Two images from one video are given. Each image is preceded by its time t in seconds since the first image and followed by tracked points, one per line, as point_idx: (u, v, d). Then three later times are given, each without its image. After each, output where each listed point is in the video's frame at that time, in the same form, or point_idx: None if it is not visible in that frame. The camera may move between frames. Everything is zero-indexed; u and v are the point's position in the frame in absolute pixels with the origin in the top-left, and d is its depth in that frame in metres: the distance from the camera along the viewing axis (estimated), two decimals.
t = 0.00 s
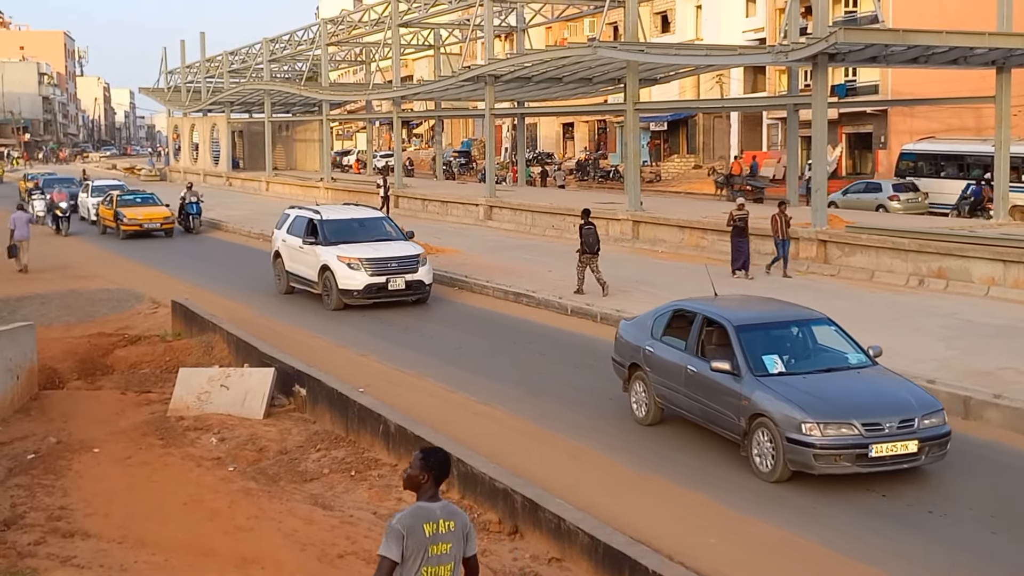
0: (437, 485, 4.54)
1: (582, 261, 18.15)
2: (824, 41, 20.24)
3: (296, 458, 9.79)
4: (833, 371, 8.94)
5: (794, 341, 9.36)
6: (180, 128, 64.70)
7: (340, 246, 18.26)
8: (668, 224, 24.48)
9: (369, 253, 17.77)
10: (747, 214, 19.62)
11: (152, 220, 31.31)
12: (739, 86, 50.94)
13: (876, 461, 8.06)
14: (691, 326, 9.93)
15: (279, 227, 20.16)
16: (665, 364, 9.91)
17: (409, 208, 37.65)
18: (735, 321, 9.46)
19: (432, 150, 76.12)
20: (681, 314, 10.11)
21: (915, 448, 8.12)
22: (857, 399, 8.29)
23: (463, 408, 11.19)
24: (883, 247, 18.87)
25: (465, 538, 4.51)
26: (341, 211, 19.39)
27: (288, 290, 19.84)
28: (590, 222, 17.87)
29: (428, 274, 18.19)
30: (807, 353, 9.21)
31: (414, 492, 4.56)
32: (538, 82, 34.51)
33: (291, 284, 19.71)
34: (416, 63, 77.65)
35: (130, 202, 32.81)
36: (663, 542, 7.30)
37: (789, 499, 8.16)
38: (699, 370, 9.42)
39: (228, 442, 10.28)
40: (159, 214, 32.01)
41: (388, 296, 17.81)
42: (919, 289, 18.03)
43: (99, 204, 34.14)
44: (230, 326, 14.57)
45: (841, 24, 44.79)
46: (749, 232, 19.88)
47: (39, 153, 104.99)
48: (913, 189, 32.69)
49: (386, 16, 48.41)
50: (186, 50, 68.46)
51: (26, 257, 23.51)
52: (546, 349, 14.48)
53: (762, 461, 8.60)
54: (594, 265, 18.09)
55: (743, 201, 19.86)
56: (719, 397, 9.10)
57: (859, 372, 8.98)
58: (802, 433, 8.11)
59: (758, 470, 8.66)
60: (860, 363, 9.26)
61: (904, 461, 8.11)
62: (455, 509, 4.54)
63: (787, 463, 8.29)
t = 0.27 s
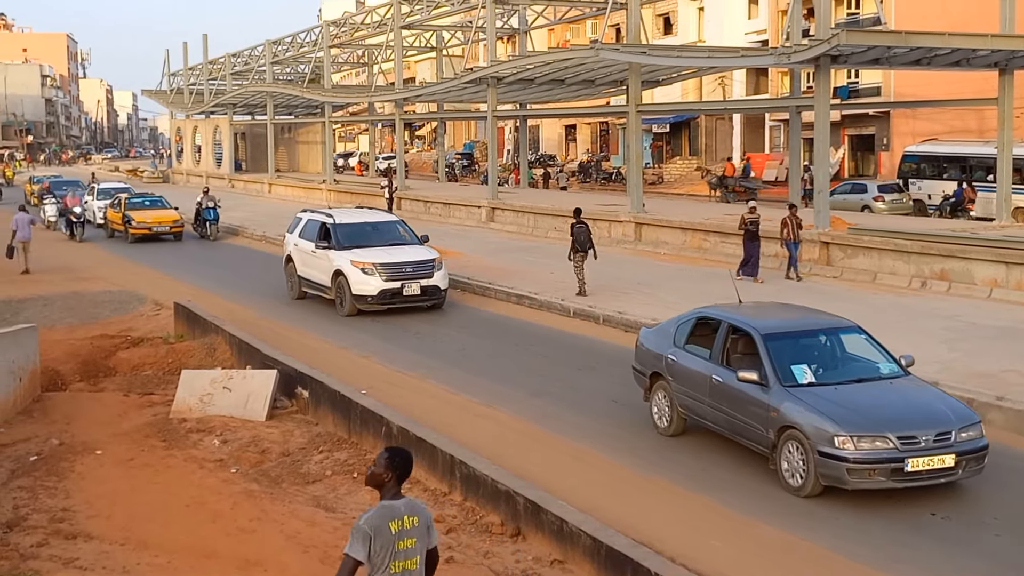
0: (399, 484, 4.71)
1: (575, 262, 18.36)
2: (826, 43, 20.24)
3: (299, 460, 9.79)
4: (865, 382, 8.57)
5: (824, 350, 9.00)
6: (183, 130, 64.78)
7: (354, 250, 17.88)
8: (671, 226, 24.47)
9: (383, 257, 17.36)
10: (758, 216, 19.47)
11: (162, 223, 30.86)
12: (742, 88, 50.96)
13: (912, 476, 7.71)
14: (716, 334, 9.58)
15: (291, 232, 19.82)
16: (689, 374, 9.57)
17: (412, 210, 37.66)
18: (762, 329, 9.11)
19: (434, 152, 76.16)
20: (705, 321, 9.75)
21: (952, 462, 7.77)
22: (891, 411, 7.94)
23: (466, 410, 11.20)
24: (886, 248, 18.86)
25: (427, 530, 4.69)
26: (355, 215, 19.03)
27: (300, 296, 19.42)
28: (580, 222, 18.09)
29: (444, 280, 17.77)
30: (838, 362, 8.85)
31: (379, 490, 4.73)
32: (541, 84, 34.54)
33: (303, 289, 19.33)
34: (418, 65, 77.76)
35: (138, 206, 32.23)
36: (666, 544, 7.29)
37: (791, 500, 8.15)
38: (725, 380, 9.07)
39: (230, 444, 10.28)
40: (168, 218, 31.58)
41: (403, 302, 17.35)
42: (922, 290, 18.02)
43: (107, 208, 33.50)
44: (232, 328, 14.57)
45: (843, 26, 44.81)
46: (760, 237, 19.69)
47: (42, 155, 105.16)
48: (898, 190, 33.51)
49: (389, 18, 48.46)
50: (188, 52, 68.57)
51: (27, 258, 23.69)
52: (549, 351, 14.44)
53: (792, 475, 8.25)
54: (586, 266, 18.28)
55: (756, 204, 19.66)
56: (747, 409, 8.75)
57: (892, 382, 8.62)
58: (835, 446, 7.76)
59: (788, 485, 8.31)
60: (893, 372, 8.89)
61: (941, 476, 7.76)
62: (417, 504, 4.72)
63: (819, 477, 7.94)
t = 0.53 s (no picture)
0: (371, 461, 5.01)
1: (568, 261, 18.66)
2: (828, 44, 20.24)
3: (301, 461, 9.78)
4: (898, 392, 8.23)
5: (854, 359, 8.64)
6: (185, 132, 64.83)
7: (368, 254, 17.39)
8: (672, 228, 24.45)
9: (397, 262, 16.85)
10: (769, 219, 19.44)
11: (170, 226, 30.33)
12: (744, 90, 50.98)
13: (950, 491, 7.38)
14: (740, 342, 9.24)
15: (303, 235, 19.38)
16: (713, 383, 9.22)
17: (414, 212, 37.66)
18: (790, 338, 8.76)
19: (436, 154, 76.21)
20: (728, 328, 9.42)
21: (991, 476, 7.44)
22: (926, 423, 7.61)
23: (467, 411, 11.21)
24: (888, 250, 18.84)
25: (398, 505, 5.02)
26: (368, 218, 18.54)
27: (313, 301, 18.98)
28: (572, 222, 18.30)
29: (460, 285, 17.25)
30: (870, 372, 8.49)
31: (352, 467, 5.00)
32: (543, 86, 34.54)
33: (315, 294, 18.87)
34: (421, 67, 77.85)
35: (146, 208, 31.66)
36: (668, 546, 7.29)
37: (791, 502, 8.15)
38: (751, 390, 8.72)
39: (232, 445, 10.29)
40: (177, 221, 31.05)
41: (418, 307, 16.86)
42: (924, 292, 18.02)
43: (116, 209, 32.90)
44: (234, 330, 14.57)
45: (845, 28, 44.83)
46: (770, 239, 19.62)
47: (45, 156, 105.29)
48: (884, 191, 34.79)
49: (391, 19, 48.50)
50: (191, 54, 68.66)
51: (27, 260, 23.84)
52: (553, 353, 14.43)
53: (824, 489, 7.91)
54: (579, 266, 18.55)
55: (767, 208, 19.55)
56: (775, 421, 8.41)
57: (926, 393, 8.28)
58: (870, 460, 7.43)
59: (818, 499, 7.98)
60: (926, 383, 8.53)
61: (980, 491, 7.43)
62: (388, 480, 5.04)
63: (852, 492, 7.61)
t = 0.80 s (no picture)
0: (349, 459, 5.12)
1: (557, 260, 18.93)
2: (829, 46, 20.24)
3: (302, 463, 9.78)
4: (931, 404, 7.90)
5: (885, 369, 8.31)
6: (186, 134, 64.82)
7: (381, 258, 16.87)
8: (674, 230, 24.44)
9: (412, 267, 16.31)
10: (780, 223, 19.35)
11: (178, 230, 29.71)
12: (745, 92, 50.99)
13: (988, 507, 7.03)
14: (765, 351, 8.92)
15: (315, 239, 18.91)
16: (737, 394, 8.92)
17: (415, 214, 37.65)
18: (818, 347, 8.44)
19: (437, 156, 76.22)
20: (752, 337, 9.10)
21: None
22: (962, 436, 7.28)
23: (469, 413, 11.21)
24: (890, 252, 18.81)
25: (376, 502, 5.10)
26: (382, 222, 18.02)
27: (325, 306, 18.51)
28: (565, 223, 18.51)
29: (476, 290, 16.73)
30: (900, 383, 8.16)
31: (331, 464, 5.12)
32: (545, 88, 34.57)
33: (327, 299, 18.38)
34: (421, 69, 77.92)
35: (153, 212, 31.06)
36: (669, 547, 7.28)
37: (793, 504, 8.14)
38: (778, 401, 8.40)
39: (233, 448, 10.28)
40: (185, 224, 30.36)
41: (434, 314, 16.35)
42: (925, 294, 18.02)
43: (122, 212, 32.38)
44: (235, 332, 14.57)
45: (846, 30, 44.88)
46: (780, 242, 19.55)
47: (46, 159, 105.33)
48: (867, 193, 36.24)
49: (392, 22, 48.52)
50: (192, 56, 68.71)
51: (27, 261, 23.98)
52: (555, 356, 14.41)
53: (854, 505, 7.57)
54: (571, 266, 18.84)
55: (775, 212, 19.46)
56: (803, 433, 8.08)
57: (959, 404, 7.94)
58: (904, 475, 7.09)
59: (849, 515, 7.64)
60: (958, 394, 8.20)
61: (1019, 507, 7.09)
62: (365, 477, 5.14)
63: (885, 508, 7.27)
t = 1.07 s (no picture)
0: (332, 446, 5.36)
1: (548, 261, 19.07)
2: (830, 47, 20.23)
3: (303, 464, 9.76)
4: (965, 415, 7.58)
5: (917, 379, 7.98)
6: (187, 135, 64.85)
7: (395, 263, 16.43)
8: (674, 231, 24.43)
9: (427, 271, 15.88)
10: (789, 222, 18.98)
11: (187, 233, 29.28)
12: (746, 93, 51.00)
13: None
14: (792, 359, 8.60)
15: (327, 241, 18.46)
16: (761, 403, 8.61)
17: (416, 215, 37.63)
18: (847, 355, 8.12)
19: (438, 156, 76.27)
20: (777, 344, 8.78)
21: None
22: (1000, 449, 6.96)
23: (470, 415, 11.19)
24: (891, 253, 18.80)
25: (354, 489, 5.33)
26: (396, 224, 17.58)
27: (337, 311, 18.01)
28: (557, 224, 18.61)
29: (493, 295, 16.28)
30: (934, 393, 7.83)
31: (314, 452, 5.35)
32: (545, 89, 34.59)
33: (339, 303, 17.91)
34: (422, 70, 77.96)
35: (161, 214, 30.57)
36: (669, 548, 7.28)
37: (793, 505, 8.16)
38: (806, 412, 8.08)
39: (234, 448, 10.29)
40: (194, 226, 29.79)
41: (449, 319, 15.92)
42: (926, 295, 18.05)
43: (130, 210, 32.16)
44: (236, 333, 14.59)
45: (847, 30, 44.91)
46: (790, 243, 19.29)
47: (47, 160, 105.41)
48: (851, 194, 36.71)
49: (392, 23, 48.55)
50: (192, 57, 68.74)
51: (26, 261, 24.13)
52: (557, 357, 14.40)
53: (887, 520, 7.25)
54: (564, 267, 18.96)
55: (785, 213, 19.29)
56: (831, 444, 7.77)
57: (995, 416, 7.62)
58: (941, 490, 6.76)
59: (882, 531, 7.31)
60: (993, 405, 7.87)
61: None
62: (345, 466, 5.37)
63: (919, 524, 6.94)
